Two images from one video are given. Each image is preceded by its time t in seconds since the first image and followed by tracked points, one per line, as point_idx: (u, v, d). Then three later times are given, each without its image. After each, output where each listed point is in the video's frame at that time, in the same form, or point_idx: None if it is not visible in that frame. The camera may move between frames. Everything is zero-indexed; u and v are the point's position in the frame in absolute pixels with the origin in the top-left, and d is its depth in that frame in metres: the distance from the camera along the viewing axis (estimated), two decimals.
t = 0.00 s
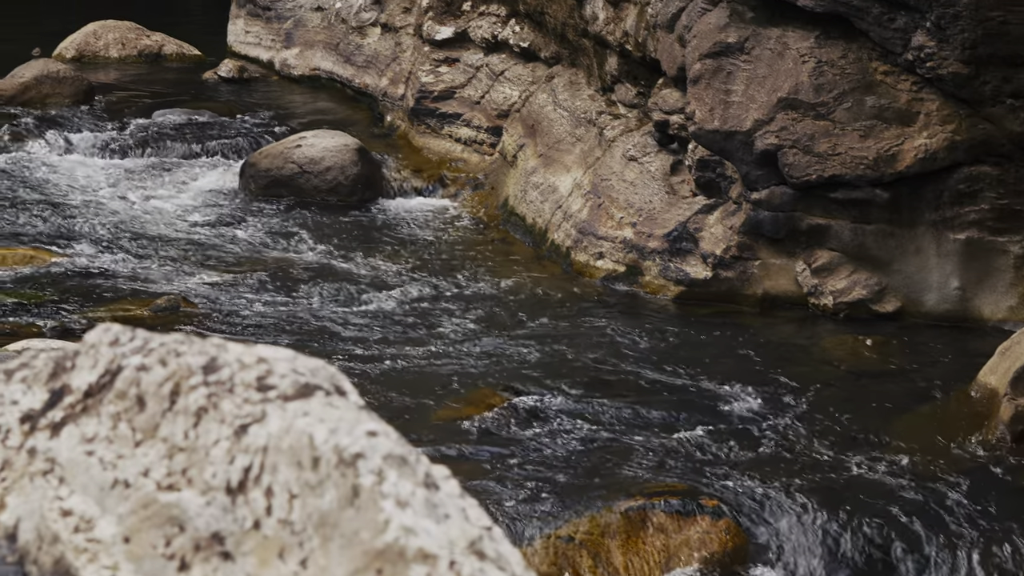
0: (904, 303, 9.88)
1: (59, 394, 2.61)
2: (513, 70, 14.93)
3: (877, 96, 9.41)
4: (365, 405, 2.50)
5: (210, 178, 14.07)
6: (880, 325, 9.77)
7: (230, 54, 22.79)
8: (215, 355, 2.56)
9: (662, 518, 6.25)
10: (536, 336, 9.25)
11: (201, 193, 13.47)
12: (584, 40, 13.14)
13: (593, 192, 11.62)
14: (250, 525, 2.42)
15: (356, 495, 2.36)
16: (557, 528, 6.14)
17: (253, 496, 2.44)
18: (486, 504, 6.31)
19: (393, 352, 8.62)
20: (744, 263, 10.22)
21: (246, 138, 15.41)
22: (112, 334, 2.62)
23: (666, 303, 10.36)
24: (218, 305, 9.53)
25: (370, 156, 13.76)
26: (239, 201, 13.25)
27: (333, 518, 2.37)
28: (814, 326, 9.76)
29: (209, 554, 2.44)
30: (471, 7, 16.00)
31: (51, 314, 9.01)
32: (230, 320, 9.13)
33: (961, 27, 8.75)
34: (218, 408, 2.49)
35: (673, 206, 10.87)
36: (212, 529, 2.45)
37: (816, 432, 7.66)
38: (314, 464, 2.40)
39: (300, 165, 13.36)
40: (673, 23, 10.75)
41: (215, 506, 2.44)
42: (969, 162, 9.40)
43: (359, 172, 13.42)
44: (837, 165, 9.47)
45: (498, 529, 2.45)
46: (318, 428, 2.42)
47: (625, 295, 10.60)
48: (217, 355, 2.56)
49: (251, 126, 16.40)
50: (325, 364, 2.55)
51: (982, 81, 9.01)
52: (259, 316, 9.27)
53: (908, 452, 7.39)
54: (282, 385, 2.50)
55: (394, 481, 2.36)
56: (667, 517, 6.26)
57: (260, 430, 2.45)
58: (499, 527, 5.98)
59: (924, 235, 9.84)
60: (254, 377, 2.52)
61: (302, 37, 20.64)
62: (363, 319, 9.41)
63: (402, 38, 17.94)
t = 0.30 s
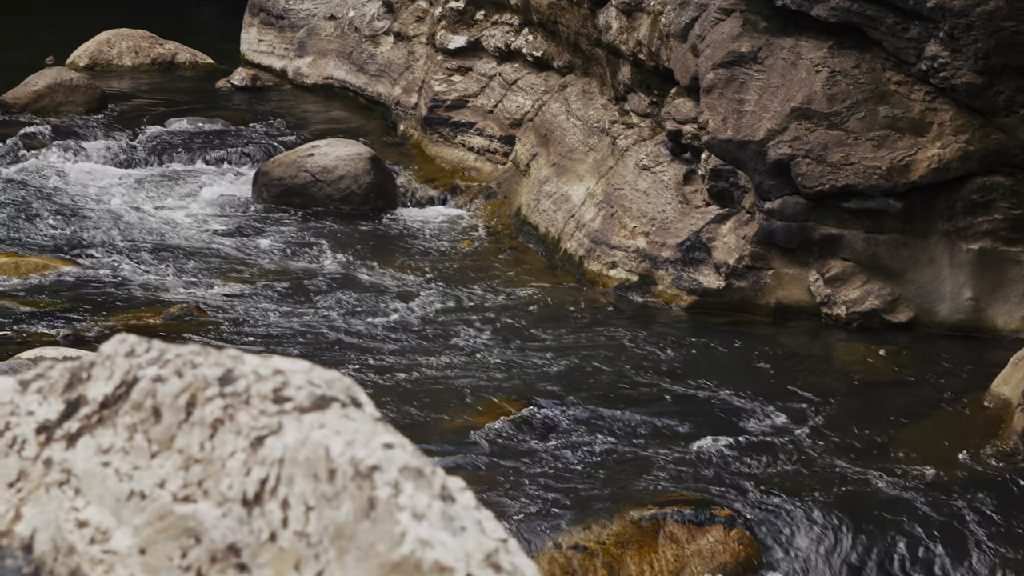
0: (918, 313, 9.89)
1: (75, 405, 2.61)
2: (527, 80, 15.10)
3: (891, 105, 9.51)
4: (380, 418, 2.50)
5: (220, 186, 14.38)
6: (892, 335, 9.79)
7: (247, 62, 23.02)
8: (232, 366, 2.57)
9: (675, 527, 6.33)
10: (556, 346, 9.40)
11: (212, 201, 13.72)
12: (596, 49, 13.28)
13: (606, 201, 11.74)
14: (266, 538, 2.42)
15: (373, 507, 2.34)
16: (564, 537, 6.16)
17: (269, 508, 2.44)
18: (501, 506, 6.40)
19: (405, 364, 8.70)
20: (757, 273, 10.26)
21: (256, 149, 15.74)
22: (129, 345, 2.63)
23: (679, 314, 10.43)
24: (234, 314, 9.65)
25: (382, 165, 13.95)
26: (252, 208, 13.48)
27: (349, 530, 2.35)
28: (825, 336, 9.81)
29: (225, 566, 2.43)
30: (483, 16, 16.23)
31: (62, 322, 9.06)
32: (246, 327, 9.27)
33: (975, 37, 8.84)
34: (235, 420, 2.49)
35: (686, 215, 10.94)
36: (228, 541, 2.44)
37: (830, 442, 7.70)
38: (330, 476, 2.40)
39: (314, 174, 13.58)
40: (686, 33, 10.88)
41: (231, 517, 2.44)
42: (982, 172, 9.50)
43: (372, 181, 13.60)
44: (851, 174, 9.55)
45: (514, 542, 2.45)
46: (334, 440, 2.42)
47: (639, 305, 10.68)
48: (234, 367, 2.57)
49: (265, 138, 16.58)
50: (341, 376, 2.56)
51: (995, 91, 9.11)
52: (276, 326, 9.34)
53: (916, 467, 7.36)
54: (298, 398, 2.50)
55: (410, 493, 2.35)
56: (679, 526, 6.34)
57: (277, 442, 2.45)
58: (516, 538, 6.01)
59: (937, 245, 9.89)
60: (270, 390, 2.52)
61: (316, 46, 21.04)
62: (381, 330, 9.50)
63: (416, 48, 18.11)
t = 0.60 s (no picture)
0: (932, 320, 10.20)
1: (91, 414, 2.62)
2: (541, 87, 15.35)
3: (905, 113, 9.66)
4: (398, 428, 2.49)
5: (239, 195, 14.78)
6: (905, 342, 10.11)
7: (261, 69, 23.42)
8: (248, 376, 2.57)
9: (689, 535, 6.43)
10: (580, 358, 9.58)
11: (230, 210, 14.11)
12: (611, 57, 13.56)
13: (620, 209, 12.10)
14: (283, 547, 2.41)
15: (390, 517, 2.34)
16: (578, 546, 6.36)
17: (287, 517, 2.43)
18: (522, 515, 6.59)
19: (417, 373, 8.92)
20: (771, 281, 10.62)
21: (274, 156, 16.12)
22: (145, 354, 2.63)
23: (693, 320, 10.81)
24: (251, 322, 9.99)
25: (395, 171, 14.43)
26: (270, 217, 13.86)
27: (367, 541, 2.34)
28: (840, 343, 10.14)
29: None
30: (499, 24, 16.50)
31: (74, 329, 9.49)
32: (267, 337, 9.61)
33: (990, 45, 9.01)
34: (252, 430, 2.48)
35: (700, 223, 11.29)
36: (245, 550, 2.44)
37: (842, 445, 8.00)
38: (348, 486, 2.39)
39: (328, 181, 13.99)
40: (701, 40, 11.06)
41: (248, 527, 2.44)
42: (997, 180, 9.68)
43: (386, 188, 14.06)
44: (864, 183, 9.75)
45: (531, 551, 2.43)
46: (351, 450, 2.42)
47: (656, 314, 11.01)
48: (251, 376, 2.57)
49: (280, 146, 16.87)
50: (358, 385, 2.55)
51: (1010, 99, 9.26)
52: (287, 336, 9.67)
53: (931, 480, 7.49)
54: (315, 407, 2.50)
55: (428, 504, 2.34)
56: (693, 534, 6.44)
57: (293, 452, 2.45)
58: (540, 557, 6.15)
59: (951, 254, 10.17)
60: (287, 399, 2.52)
61: (330, 53, 21.31)
62: (399, 341, 9.75)
63: (430, 55, 18.41)
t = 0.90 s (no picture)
0: (947, 328, 10.19)
1: (109, 422, 2.62)
2: (555, 94, 15.46)
3: (921, 121, 9.70)
4: (416, 438, 2.49)
5: (254, 202, 14.85)
6: (921, 351, 10.09)
7: (275, 75, 23.53)
8: (267, 385, 2.57)
9: (705, 543, 6.35)
10: (599, 367, 9.60)
11: (245, 217, 14.18)
12: (626, 64, 13.57)
13: (635, 216, 12.16)
14: (302, 557, 2.41)
15: (409, 527, 2.33)
16: (593, 556, 6.25)
17: (305, 527, 2.43)
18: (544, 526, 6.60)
19: (430, 382, 8.93)
20: (786, 288, 10.62)
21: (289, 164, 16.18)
22: (163, 363, 2.64)
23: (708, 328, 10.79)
24: (270, 330, 10.04)
25: (411, 180, 14.45)
26: (285, 224, 13.92)
27: (386, 550, 2.33)
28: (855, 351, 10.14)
29: None
30: (513, 31, 16.52)
31: (89, 336, 9.53)
32: (287, 345, 9.67)
33: (1006, 52, 9.02)
34: (271, 439, 2.49)
35: (715, 230, 11.33)
36: (264, 559, 2.43)
37: (865, 458, 7.98)
38: (366, 495, 2.39)
39: (342, 188, 13.99)
40: (716, 48, 11.07)
41: (266, 537, 2.44)
42: (1013, 188, 9.69)
43: (400, 196, 14.06)
44: (880, 190, 9.76)
45: (549, 561, 2.41)
46: (370, 459, 2.41)
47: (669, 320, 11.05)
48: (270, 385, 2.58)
49: (294, 153, 16.91)
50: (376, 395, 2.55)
51: None
52: (301, 345, 9.69)
53: (952, 492, 7.46)
54: (333, 416, 2.50)
55: (446, 513, 2.33)
56: (709, 541, 6.37)
57: (312, 461, 2.44)
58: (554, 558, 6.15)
59: (966, 261, 10.14)
60: (306, 408, 2.52)
61: (345, 58, 21.49)
62: (415, 351, 9.74)
63: (445, 61, 18.56)
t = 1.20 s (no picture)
0: (962, 334, 10.21)
1: (127, 430, 2.62)
2: (569, 100, 15.48)
3: (936, 127, 9.76)
4: (434, 445, 2.48)
5: (270, 207, 14.88)
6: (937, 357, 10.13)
7: (290, 81, 23.59)
8: (285, 393, 2.57)
9: (720, 550, 6.52)
10: (620, 376, 9.59)
11: (261, 222, 14.21)
12: (641, 69, 13.57)
13: (651, 222, 12.14)
14: (320, 565, 2.40)
15: (428, 535, 2.32)
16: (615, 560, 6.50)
17: (324, 535, 2.42)
18: (565, 534, 6.64)
19: (447, 391, 8.90)
20: (802, 295, 10.64)
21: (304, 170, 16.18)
22: (181, 370, 2.64)
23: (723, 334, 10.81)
24: (285, 337, 10.05)
25: (425, 184, 14.39)
26: (301, 230, 13.93)
27: (404, 558, 2.33)
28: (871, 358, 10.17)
29: None
30: (527, 36, 16.55)
31: (105, 342, 9.57)
32: (303, 352, 9.68)
33: (1021, 58, 9.12)
34: (290, 446, 2.48)
35: (729, 236, 11.35)
36: (283, 567, 2.42)
37: (887, 469, 7.94)
38: (385, 504, 2.38)
39: (358, 194, 13.95)
40: (731, 53, 11.09)
41: (284, 545, 2.43)
42: None
43: (415, 202, 14.01)
44: (895, 196, 9.81)
45: (568, 570, 2.40)
46: (389, 467, 2.40)
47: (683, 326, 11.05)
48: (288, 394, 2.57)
49: (309, 158, 16.91)
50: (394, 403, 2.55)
51: None
52: (315, 352, 9.68)
53: (973, 504, 7.42)
54: (352, 424, 2.50)
55: (465, 521, 2.33)
56: (723, 548, 6.54)
57: (331, 469, 2.44)
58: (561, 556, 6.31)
59: (982, 267, 10.17)
60: (324, 416, 2.52)
61: (360, 64, 21.50)
62: (432, 358, 9.72)
63: (460, 67, 18.64)
